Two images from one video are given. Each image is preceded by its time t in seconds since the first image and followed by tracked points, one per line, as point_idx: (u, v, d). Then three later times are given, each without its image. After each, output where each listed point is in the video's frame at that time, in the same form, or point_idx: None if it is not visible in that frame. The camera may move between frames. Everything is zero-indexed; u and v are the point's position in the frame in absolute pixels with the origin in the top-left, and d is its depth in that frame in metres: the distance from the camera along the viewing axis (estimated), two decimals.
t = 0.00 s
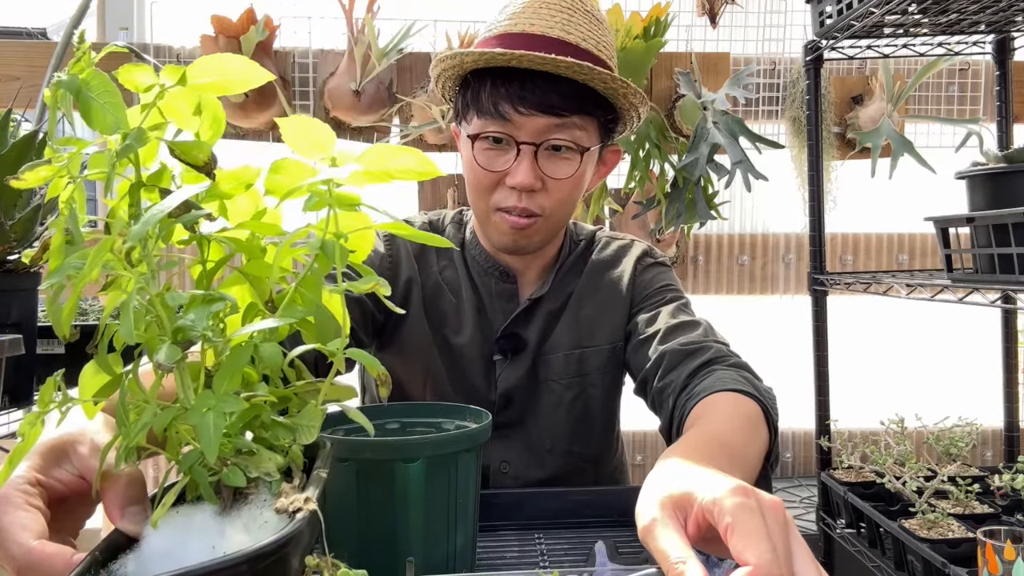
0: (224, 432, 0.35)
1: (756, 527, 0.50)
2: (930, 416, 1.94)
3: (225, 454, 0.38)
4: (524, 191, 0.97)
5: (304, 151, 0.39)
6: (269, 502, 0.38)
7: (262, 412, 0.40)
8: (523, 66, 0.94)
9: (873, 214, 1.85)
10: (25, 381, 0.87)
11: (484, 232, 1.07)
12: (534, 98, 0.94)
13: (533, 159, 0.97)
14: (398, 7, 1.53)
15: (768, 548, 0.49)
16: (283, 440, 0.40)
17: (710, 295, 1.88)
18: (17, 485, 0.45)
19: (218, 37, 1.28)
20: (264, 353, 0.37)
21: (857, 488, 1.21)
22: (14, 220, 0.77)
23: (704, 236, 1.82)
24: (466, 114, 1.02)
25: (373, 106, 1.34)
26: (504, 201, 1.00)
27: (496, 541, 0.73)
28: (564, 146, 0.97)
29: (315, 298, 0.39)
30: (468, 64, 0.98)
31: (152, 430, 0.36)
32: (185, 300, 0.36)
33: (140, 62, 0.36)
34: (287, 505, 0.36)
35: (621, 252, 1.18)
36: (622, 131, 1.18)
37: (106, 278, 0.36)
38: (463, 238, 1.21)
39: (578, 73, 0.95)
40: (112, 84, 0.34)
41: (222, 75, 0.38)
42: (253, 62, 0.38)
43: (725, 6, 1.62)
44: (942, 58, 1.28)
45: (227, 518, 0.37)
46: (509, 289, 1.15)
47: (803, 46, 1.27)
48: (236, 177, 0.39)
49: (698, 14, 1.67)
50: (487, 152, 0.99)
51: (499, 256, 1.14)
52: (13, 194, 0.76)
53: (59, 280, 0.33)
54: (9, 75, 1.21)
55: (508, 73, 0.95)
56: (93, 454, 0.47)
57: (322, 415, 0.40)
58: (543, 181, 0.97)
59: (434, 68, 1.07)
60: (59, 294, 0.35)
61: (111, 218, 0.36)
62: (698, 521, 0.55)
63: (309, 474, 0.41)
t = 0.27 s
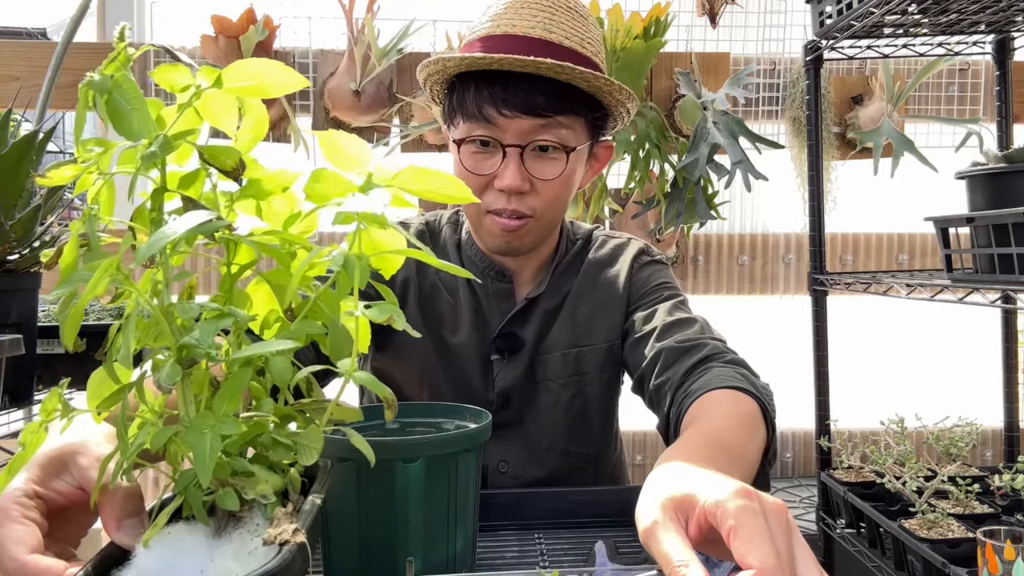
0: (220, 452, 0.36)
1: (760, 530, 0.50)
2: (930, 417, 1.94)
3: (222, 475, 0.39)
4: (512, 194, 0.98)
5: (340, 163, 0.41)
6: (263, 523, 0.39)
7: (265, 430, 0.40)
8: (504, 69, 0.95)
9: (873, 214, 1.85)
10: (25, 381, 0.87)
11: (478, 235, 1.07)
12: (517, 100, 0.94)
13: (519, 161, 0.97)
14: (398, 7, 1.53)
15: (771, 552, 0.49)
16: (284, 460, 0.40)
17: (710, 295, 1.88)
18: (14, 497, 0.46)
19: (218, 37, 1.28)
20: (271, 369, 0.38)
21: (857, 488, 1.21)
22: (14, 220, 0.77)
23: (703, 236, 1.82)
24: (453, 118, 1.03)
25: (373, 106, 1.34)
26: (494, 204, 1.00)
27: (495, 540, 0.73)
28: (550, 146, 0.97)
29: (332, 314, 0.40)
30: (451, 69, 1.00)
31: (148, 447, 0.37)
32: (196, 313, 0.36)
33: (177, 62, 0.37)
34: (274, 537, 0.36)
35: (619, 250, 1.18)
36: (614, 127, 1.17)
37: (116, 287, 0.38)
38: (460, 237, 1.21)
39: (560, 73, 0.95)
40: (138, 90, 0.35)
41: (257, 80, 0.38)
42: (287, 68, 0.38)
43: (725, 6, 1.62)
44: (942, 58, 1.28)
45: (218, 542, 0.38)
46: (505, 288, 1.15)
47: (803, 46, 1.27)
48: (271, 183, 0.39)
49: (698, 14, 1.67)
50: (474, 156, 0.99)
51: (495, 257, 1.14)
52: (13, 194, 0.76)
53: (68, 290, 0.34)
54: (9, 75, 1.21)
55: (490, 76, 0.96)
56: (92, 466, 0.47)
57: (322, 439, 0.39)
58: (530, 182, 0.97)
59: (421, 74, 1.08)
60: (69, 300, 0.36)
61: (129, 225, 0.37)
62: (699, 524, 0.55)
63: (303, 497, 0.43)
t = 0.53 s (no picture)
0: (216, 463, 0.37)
1: (765, 532, 0.50)
2: (931, 417, 1.94)
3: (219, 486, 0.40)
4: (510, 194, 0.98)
5: (329, 164, 0.40)
6: (260, 533, 0.40)
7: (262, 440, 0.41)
8: (498, 69, 0.94)
9: (873, 214, 1.85)
10: (25, 381, 0.87)
11: (475, 235, 1.07)
12: (513, 101, 0.94)
13: (516, 161, 0.97)
14: (398, 7, 1.53)
15: (776, 554, 0.49)
16: (280, 468, 0.41)
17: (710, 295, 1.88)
18: (13, 509, 0.45)
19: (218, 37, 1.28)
20: (267, 376, 0.39)
21: (857, 488, 1.21)
22: (14, 220, 0.78)
23: (703, 236, 1.82)
24: (447, 119, 1.02)
25: (373, 106, 1.34)
26: (492, 205, 1.00)
27: (495, 541, 0.73)
28: (547, 145, 0.97)
29: (327, 319, 0.41)
30: (444, 71, 0.99)
31: (146, 460, 0.38)
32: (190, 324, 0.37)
33: (160, 73, 0.38)
34: (269, 550, 0.37)
35: (616, 249, 1.18)
36: (608, 123, 1.17)
37: (106, 303, 0.39)
38: (457, 238, 1.21)
39: (554, 72, 0.94)
40: (121, 103, 0.36)
41: (243, 87, 0.39)
42: (275, 78, 0.39)
43: (725, 6, 1.62)
44: (942, 57, 1.28)
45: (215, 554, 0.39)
46: (503, 289, 1.15)
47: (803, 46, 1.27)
48: (253, 187, 0.40)
49: (698, 14, 1.67)
50: (470, 157, 0.99)
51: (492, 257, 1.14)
52: (13, 194, 0.76)
53: (60, 304, 0.35)
54: (9, 75, 1.21)
55: (485, 77, 0.96)
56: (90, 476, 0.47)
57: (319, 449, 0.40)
58: (528, 182, 0.98)
59: (414, 76, 1.08)
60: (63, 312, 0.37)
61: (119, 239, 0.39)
62: (702, 525, 0.55)
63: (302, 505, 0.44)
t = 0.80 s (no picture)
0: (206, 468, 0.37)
1: (768, 536, 0.50)
2: (931, 417, 1.94)
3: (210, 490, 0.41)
4: (514, 194, 0.98)
5: (305, 161, 0.42)
6: (252, 538, 0.40)
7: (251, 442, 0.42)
8: (501, 69, 0.94)
9: (873, 214, 1.85)
10: (24, 382, 0.87)
11: (476, 235, 1.07)
12: (515, 100, 0.94)
13: (520, 161, 0.97)
14: (398, 7, 1.53)
15: (780, 558, 0.49)
16: (272, 470, 0.42)
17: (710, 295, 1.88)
18: (8, 515, 0.45)
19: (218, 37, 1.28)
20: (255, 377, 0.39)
21: (857, 488, 1.21)
22: (15, 220, 0.78)
23: (703, 236, 1.82)
24: (448, 121, 1.02)
25: (373, 106, 1.34)
26: (494, 205, 1.00)
27: (495, 541, 0.73)
28: (550, 144, 0.97)
29: (315, 319, 0.42)
30: (445, 72, 0.99)
31: (134, 467, 0.39)
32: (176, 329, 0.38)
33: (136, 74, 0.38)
34: (261, 554, 0.37)
35: (614, 249, 1.18)
36: (605, 121, 1.17)
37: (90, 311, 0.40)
38: (455, 238, 1.21)
39: (556, 71, 0.95)
40: (98, 107, 0.37)
41: (220, 87, 0.39)
42: (253, 76, 0.39)
43: (725, 5, 1.62)
44: (942, 57, 1.28)
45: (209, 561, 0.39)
46: (501, 289, 1.15)
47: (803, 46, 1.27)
48: (241, 186, 0.41)
49: (698, 14, 1.67)
50: (473, 158, 0.99)
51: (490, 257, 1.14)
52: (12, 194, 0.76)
53: (42, 314, 0.36)
54: (9, 75, 1.21)
55: (487, 77, 0.95)
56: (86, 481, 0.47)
57: (310, 450, 0.41)
58: (531, 181, 0.98)
59: (411, 78, 1.07)
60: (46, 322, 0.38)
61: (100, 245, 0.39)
62: (704, 528, 0.55)
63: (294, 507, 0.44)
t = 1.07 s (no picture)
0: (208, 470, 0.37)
1: (767, 537, 0.50)
2: (930, 417, 1.94)
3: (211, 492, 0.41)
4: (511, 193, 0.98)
5: (314, 166, 0.41)
6: (254, 539, 0.40)
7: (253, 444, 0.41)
8: (496, 68, 0.94)
9: (873, 214, 1.85)
10: (25, 382, 0.87)
11: (474, 236, 1.07)
12: (511, 99, 0.94)
13: (516, 161, 0.97)
14: (398, 7, 1.53)
15: (781, 560, 0.49)
16: (273, 472, 0.42)
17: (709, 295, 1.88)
18: (9, 518, 0.45)
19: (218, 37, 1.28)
20: (258, 379, 0.39)
21: (857, 488, 1.21)
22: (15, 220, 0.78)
23: (703, 236, 1.81)
24: (443, 121, 1.02)
25: (373, 106, 1.34)
26: (493, 205, 1.00)
27: (495, 541, 0.73)
28: (547, 143, 0.97)
29: (317, 321, 0.42)
30: (440, 72, 0.99)
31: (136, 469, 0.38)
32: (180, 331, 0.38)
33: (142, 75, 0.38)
34: (263, 557, 0.37)
35: (612, 248, 1.18)
36: (601, 120, 1.17)
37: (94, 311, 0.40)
38: (452, 239, 1.21)
39: (553, 69, 0.95)
40: (104, 107, 0.36)
41: (225, 88, 0.39)
42: (259, 77, 0.39)
43: (725, 5, 1.61)
44: (942, 57, 1.28)
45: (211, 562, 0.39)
46: (499, 289, 1.15)
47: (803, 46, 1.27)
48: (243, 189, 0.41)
49: (698, 14, 1.67)
50: (469, 158, 0.99)
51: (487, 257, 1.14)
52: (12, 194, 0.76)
53: (47, 315, 0.36)
54: (9, 76, 1.21)
55: (483, 77, 0.95)
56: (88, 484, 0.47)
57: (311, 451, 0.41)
58: (528, 180, 0.98)
59: (407, 79, 1.07)
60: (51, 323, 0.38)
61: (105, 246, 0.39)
62: (702, 528, 0.55)
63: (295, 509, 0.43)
